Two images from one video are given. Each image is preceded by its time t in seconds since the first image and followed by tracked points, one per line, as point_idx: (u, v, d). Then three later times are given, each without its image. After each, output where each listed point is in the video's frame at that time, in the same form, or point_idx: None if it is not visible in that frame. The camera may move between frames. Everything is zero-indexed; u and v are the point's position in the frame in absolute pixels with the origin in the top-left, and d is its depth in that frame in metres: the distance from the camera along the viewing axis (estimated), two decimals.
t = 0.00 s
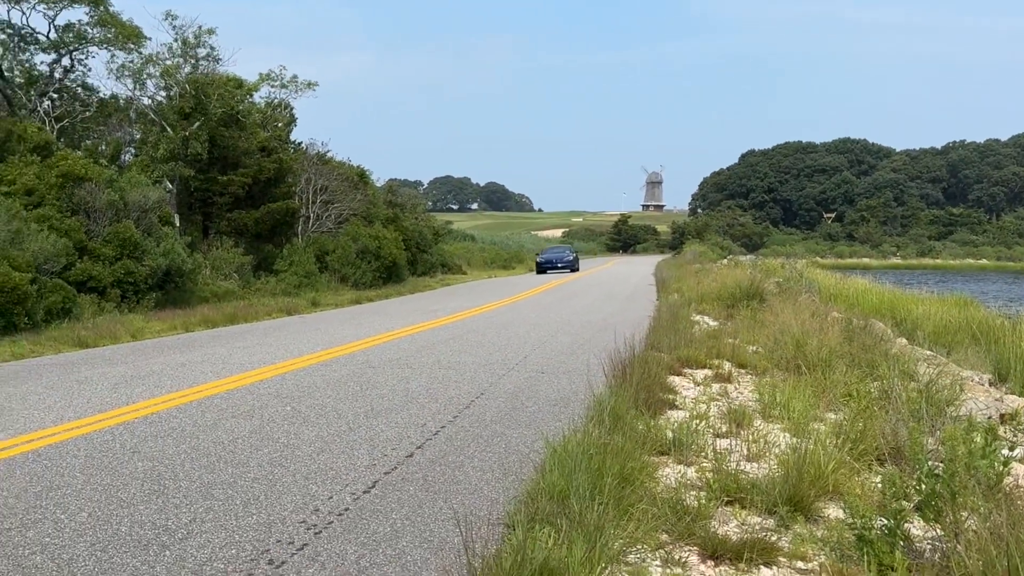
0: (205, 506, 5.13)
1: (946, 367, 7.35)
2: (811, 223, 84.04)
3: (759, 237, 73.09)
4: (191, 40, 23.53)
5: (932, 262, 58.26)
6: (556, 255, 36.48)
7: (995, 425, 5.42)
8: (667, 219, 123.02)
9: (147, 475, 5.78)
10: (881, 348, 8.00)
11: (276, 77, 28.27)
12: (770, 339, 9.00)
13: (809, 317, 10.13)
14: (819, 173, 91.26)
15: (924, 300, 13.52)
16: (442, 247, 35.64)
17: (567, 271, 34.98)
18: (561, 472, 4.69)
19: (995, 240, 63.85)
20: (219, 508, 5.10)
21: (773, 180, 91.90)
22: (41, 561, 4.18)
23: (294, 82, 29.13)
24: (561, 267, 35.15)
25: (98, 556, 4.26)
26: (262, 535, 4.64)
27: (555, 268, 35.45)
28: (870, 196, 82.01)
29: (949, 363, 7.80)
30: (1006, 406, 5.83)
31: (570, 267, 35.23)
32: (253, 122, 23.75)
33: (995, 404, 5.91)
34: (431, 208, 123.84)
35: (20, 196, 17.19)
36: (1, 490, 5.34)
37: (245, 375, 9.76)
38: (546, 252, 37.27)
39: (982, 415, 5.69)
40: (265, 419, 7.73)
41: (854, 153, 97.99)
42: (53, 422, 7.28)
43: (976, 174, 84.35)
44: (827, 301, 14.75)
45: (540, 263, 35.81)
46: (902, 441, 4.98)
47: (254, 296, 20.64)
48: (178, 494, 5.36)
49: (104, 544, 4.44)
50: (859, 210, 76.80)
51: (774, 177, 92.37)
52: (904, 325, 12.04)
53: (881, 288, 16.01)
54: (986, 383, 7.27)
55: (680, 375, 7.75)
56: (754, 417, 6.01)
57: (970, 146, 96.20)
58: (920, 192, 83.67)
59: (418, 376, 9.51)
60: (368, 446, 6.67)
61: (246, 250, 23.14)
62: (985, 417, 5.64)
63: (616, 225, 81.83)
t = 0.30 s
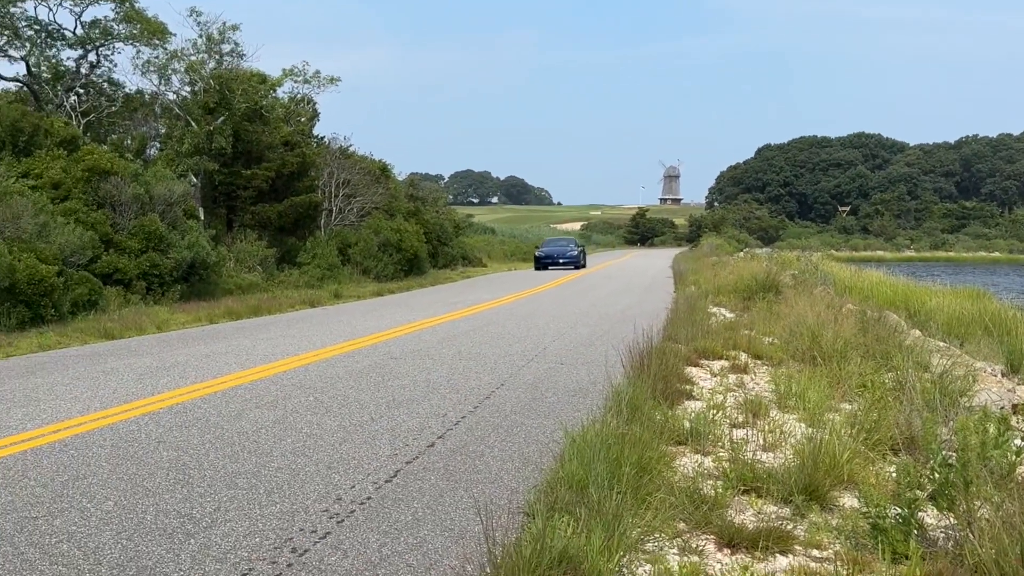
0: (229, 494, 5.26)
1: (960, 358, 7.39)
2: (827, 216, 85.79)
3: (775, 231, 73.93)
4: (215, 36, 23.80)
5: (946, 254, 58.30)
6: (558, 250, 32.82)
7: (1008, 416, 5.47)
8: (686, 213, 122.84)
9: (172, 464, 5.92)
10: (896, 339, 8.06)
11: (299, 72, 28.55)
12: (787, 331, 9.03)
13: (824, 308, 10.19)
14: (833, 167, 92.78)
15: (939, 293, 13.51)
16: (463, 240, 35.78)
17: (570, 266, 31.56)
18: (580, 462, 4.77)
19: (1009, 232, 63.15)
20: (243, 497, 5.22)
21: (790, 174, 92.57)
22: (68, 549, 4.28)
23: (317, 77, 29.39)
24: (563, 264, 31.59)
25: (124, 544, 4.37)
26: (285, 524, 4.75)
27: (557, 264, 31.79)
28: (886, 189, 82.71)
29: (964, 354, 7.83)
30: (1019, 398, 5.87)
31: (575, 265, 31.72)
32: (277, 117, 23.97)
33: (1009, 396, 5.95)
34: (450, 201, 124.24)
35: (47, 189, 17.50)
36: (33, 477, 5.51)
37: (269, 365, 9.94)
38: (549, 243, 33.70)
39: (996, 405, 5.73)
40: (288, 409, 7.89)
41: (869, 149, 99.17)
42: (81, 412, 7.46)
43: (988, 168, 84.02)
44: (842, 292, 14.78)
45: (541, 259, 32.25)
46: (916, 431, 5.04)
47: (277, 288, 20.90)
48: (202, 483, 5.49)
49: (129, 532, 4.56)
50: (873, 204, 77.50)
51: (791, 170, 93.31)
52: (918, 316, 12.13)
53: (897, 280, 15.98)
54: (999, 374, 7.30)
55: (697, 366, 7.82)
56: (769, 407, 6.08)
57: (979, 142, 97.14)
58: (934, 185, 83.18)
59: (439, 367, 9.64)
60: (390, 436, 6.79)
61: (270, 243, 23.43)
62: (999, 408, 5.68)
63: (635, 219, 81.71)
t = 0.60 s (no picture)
0: (252, 484, 5.38)
1: (972, 350, 7.46)
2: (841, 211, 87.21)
3: (790, 224, 74.67)
4: (239, 32, 24.05)
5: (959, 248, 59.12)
6: (549, 243, 26.74)
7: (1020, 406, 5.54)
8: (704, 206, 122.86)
9: (196, 454, 6.05)
10: (908, 332, 8.12)
11: (321, 68, 28.80)
12: (802, 323, 9.06)
13: (838, 300, 10.25)
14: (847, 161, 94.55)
15: (950, 285, 13.59)
16: (483, 233, 35.95)
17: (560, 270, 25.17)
18: (598, 452, 4.86)
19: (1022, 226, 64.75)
20: (266, 486, 5.34)
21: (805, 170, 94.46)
22: (94, 538, 4.36)
23: (339, 73, 29.66)
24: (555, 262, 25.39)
25: (149, 533, 4.45)
26: (308, 513, 4.86)
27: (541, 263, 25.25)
28: (900, 184, 84.32)
29: (975, 345, 7.90)
30: None
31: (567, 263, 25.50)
32: (299, 111, 24.14)
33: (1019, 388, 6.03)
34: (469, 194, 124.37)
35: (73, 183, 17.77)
36: (60, 466, 5.62)
37: (292, 357, 10.13)
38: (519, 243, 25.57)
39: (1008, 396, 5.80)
40: (312, 400, 8.04)
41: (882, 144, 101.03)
42: (106, 402, 7.62)
43: (1001, 164, 88.70)
44: (856, 285, 14.83)
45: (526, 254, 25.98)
46: (929, 421, 5.11)
47: (300, 280, 21.16)
48: (225, 473, 5.61)
49: (155, 521, 4.65)
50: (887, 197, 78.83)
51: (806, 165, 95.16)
52: (930, 309, 12.22)
53: (909, 273, 16.01)
54: (1010, 365, 7.37)
55: (715, 357, 7.88)
56: (785, 398, 6.15)
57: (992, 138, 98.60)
58: (947, 181, 85.85)
59: (460, 358, 9.77)
60: (411, 426, 6.93)
61: (293, 236, 23.73)
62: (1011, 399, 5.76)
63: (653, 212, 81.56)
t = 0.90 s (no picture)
0: (276, 473, 5.52)
1: (985, 342, 7.50)
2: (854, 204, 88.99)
3: (805, 218, 74.83)
4: (262, 28, 24.30)
5: (971, 241, 59.09)
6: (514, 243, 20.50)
7: None
8: (721, 200, 122.49)
9: (221, 444, 6.20)
10: (923, 324, 8.17)
11: (343, 64, 29.05)
12: (817, 315, 9.09)
13: (853, 292, 10.30)
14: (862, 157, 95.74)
15: (964, 278, 13.59)
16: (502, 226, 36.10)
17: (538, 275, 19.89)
18: (616, 442, 4.95)
19: None
20: (289, 476, 5.46)
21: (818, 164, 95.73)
22: (119, 527, 4.46)
23: (360, 69, 29.92)
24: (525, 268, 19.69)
25: (174, 522, 4.56)
26: (329, 502, 4.97)
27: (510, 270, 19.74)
28: (913, 178, 84.68)
29: (990, 338, 7.94)
30: None
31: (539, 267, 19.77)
32: (321, 107, 24.38)
33: None
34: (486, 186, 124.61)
35: (99, 177, 18.05)
36: (86, 456, 5.74)
37: (315, 349, 10.31)
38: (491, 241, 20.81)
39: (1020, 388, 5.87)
40: (333, 391, 8.20)
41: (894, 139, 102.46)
42: (131, 394, 7.79)
43: (1014, 157, 88.77)
44: (870, 278, 14.87)
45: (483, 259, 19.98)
46: (942, 412, 5.18)
47: (322, 273, 21.40)
48: (248, 463, 5.74)
49: (179, 510, 4.76)
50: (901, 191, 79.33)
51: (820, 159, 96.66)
52: (944, 302, 12.28)
53: (923, 265, 15.99)
54: None
55: (730, 348, 7.94)
56: (800, 389, 6.23)
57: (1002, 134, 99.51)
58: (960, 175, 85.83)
59: (479, 349, 9.90)
60: (432, 417, 7.06)
61: (316, 229, 23.97)
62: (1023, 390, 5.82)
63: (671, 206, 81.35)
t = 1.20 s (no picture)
0: (298, 464, 5.65)
1: (998, 334, 7.54)
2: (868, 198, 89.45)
3: (820, 212, 74.83)
4: (284, 24, 24.54)
5: (982, 234, 58.81)
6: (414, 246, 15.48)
7: None
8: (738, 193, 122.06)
9: (244, 435, 6.35)
10: (936, 316, 8.19)
11: (364, 60, 29.23)
12: (833, 307, 9.13)
13: (869, 285, 10.30)
14: (876, 151, 95.91)
15: (977, 271, 13.58)
16: (522, 220, 36.18)
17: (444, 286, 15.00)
18: (633, 433, 5.03)
19: None
20: (311, 467, 5.59)
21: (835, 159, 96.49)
22: (144, 517, 4.56)
23: (381, 64, 30.13)
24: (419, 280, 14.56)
25: (198, 511, 4.65)
26: (351, 492, 5.09)
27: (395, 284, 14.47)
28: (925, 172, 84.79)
29: (1004, 331, 7.96)
30: None
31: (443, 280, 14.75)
32: (343, 102, 24.56)
33: None
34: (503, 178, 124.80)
35: (124, 171, 18.32)
36: (110, 446, 5.87)
37: (337, 340, 10.48)
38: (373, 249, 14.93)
39: None
40: (355, 382, 8.35)
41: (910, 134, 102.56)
42: (156, 385, 7.97)
43: None
44: (884, 271, 14.86)
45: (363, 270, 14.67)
46: (955, 403, 5.27)
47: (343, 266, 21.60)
48: (271, 454, 5.88)
49: (203, 499, 4.86)
50: (915, 184, 79.25)
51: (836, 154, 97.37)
52: (956, 294, 12.29)
53: (938, 259, 15.94)
54: None
55: (746, 340, 8.00)
56: (815, 380, 6.31)
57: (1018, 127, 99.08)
58: (974, 169, 84.63)
59: (499, 341, 10.01)
60: (453, 408, 7.17)
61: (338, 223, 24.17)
62: None
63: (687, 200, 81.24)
